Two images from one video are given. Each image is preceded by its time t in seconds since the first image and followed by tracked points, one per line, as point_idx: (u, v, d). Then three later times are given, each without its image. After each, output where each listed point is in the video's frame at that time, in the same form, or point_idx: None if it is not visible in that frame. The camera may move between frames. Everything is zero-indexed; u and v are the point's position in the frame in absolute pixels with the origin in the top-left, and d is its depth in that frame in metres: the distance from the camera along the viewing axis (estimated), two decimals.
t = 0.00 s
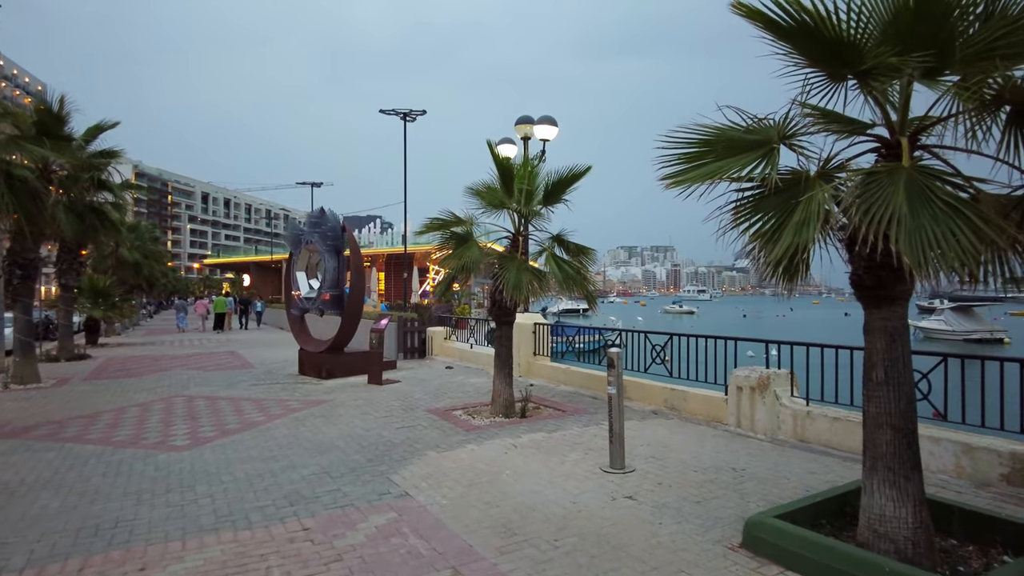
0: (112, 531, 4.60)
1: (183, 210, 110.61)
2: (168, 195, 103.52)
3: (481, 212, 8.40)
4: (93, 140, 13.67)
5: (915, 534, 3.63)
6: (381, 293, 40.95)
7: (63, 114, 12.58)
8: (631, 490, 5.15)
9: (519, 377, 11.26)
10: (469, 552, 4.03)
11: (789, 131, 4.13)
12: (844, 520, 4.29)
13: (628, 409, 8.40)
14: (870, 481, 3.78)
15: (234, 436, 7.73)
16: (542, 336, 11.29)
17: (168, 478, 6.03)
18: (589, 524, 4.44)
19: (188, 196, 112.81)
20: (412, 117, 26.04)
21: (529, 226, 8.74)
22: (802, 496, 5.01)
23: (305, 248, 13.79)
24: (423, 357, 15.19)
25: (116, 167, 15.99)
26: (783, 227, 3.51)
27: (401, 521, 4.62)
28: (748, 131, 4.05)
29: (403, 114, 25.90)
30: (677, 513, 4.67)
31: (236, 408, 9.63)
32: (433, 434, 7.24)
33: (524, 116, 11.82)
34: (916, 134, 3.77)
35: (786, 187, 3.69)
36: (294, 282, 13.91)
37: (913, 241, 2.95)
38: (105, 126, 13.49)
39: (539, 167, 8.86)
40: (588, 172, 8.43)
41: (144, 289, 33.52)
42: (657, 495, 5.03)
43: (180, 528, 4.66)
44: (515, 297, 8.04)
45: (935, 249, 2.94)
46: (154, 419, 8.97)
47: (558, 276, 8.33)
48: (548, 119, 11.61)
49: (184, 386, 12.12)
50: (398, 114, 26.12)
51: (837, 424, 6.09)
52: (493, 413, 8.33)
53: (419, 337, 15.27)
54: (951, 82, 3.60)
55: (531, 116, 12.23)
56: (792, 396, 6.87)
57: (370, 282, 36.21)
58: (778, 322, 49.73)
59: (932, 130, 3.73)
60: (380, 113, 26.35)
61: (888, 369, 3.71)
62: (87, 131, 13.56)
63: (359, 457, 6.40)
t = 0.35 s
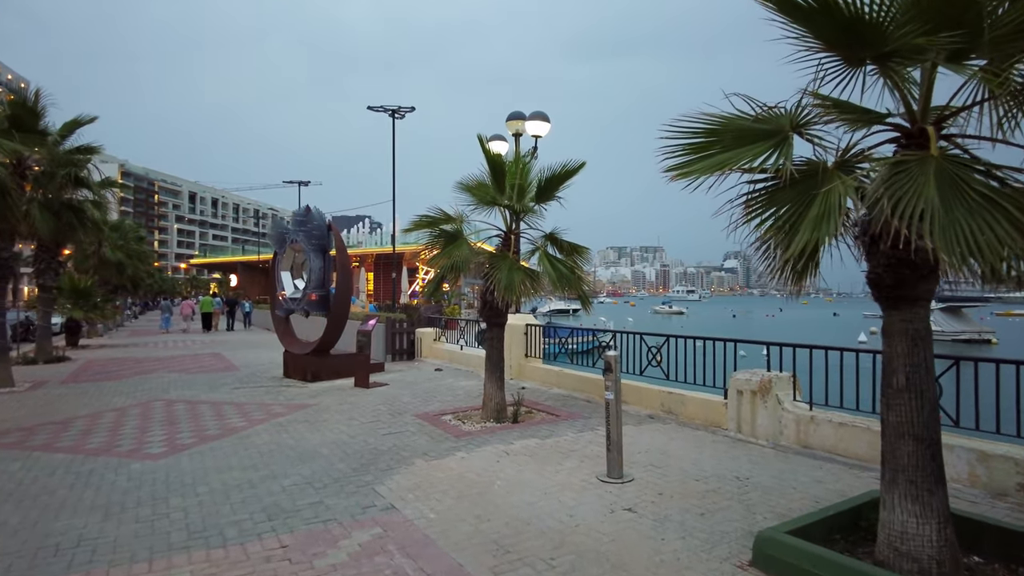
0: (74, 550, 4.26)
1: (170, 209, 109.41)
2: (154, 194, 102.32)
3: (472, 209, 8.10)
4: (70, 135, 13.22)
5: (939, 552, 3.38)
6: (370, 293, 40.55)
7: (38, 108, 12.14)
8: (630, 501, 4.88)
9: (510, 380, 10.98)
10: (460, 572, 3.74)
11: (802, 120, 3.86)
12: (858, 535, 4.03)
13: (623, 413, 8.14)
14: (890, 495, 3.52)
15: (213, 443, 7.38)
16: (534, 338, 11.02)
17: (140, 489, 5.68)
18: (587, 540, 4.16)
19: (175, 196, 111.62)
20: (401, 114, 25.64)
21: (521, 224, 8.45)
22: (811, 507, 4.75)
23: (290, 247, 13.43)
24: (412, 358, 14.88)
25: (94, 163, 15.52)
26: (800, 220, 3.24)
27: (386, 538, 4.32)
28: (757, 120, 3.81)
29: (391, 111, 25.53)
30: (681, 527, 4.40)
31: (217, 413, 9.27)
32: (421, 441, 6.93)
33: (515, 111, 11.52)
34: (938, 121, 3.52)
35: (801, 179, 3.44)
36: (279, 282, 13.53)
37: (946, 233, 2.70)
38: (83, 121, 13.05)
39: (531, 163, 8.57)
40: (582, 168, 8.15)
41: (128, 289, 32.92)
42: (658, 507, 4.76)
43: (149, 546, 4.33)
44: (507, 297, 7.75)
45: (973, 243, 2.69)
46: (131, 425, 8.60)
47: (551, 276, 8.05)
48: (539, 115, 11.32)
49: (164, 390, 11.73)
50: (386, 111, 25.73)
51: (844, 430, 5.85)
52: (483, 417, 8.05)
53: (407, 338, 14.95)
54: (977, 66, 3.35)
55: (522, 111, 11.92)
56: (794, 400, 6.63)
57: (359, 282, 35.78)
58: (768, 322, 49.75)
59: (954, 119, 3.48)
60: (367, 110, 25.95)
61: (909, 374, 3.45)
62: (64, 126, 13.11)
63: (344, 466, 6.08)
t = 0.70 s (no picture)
0: (40, 571, 3.95)
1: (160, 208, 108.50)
2: (144, 193, 101.36)
3: (468, 207, 7.81)
4: (52, 130, 12.83)
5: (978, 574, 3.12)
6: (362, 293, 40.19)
7: (19, 102, 11.76)
8: (637, 514, 4.61)
9: (507, 382, 10.70)
10: None
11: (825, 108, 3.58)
12: (883, 553, 3.77)
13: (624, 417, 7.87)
14: (923, 513, 3.25)
15: (197, 450, 7.06)
16: (530, 339, 10.75)
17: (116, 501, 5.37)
18: (593, 558, 3.89)
19: (166, 195, 110.65)
20: (393, 110, 25.32)
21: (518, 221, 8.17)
22: (829, 520, 4.50)
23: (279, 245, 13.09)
24: (404, 360, 14.57)
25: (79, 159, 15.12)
26: (829, 213, 2.97)
27: (378, 556, 4.03)
28: (777, 108, 3.54)
29: (384, 108, 25.21)
30: (692, 543, 4.13)
31: (203, 417, 8.95)
32: (415, 447, 6.64)
33: (511, 107, 11.24)
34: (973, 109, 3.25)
35: (828, 171, 3.17)
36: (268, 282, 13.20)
37: (1000, 226, 2.47)
38: (65, 115, 12.67)
39: (528, 158, 8.29)
40: (581, 163, 7.88)
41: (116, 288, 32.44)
42: (666, 521, 4.49)
43: (122, 566, 4.03)
44: (503, 298, 7.46)
45: None
46: (112, 430, 8.26)
47: (549, 275, 7.77)
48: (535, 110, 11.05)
49: (149, 392, 11.37)
50: (378, 108, 25.41)
51: (858, 436, 5.60)
52: (479, 422, 7.76)
53: (400, 339, 14.64)
54: (1019, 48, 3.12)
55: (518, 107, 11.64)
56: (803, 404, 6.37)
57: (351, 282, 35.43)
58: (761, 322, 49.71)
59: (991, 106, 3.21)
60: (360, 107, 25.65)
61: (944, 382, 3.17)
62: (46, 120, 12.73)
63: (334, 475, 5.78)
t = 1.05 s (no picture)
0: None
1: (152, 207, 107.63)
2: (135, 192, 100.48)
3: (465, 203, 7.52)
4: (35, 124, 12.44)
5: None
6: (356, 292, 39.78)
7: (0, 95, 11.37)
8: (648, 528, 4.33)
9: (505, 385, 10.41)
10: None
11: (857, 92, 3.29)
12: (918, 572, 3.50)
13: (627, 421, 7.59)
14: (968, 533, 2.99)
15: (181, 457, 6.73)
16: (529, 340, 10.45)
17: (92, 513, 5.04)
18: None
19: (158, 194, 109.78)
20: (387, 107, 24.98)
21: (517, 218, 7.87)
22: (852, 534, 4.23)
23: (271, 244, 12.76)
24: (399, 361, 14.25)
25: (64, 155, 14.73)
26: (871, 203, 2.72)
27: None
28: (805, 93, 3.26)
29: (378, 104, 24.87)
30: (710, 560, 3.85)
31: (190, 421, 8.61)
32: (410, 454, 6.33)
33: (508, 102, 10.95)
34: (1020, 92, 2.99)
35: (866, 159, 2.90)
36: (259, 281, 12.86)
37: None
38: (49, 109, 12.31)
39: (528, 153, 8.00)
40: (583, 158, 7.61)
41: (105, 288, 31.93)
42: (680, 535, 4.21)
43: None
44: (503, 297, 7.16)
45: None
46: (93, 435, 7.92)
47: (550, 274, 7.48)
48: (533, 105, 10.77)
49: (135, 395, 11.00)
50: (371, 104, 25.06)
51: (875, 442, 5.34)
52: (477, 427, 7.46)
53: (394, 339, 14.31)
54: None
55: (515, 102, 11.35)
56: (816, 409, 6.11)
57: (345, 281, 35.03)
58: (757, 322, 49.60)
59: None
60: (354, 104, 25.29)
61: (992, 391, 2.89)
62: (29, 114, 12.36)
63: (325, 484, 5.47)
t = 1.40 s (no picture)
0: None
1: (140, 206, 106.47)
2: (122, 191, 99.36)
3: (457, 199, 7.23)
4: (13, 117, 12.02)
5: None
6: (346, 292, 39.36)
7: None
8: (653, 543, 4.06)
9: (498, 387, 10.14)
10: None
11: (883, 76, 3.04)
12: None
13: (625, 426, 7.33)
14: (1009, 555, 2.77)
15: (159, 465, 6.40)
16: (522, 341, 10.18)
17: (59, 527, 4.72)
18: None
19: (146, 193, 108.65)
20: (377, 104, 24.67)
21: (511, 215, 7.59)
22: (870, 549, 3.98)
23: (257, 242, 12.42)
24: (389, 362, 13.94)
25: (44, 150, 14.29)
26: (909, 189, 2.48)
27: None
28: (827, 78, 3.01)
29: (368, 102, 24.57)
30: None
31: (170, 426, 8.27)
32: (399, 462, 6.04)
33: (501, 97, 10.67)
34: None
35: (900, 146, 2.67)
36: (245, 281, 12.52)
37: None
38: (27, 102, 11.89)
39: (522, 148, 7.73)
40: (579, 152, 7.34)
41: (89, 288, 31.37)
42: (687, 551, 3.95)
43: None
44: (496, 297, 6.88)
45: None
46: (68, 441, 7.56)
47: (545, 272, 7.21)
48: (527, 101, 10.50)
49: (115, 398, 10.63)
50: (361, 101, 24.74)
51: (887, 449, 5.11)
52: (470, 432, 7.18)
53: (384, 340, 14.00)
54: None
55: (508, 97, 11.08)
56: (823, 413, 5.86)
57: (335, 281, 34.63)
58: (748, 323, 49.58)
59: None
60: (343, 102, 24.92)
61: None
62: (6, 107, 11.94)
63: (309, 495, 5.17)
